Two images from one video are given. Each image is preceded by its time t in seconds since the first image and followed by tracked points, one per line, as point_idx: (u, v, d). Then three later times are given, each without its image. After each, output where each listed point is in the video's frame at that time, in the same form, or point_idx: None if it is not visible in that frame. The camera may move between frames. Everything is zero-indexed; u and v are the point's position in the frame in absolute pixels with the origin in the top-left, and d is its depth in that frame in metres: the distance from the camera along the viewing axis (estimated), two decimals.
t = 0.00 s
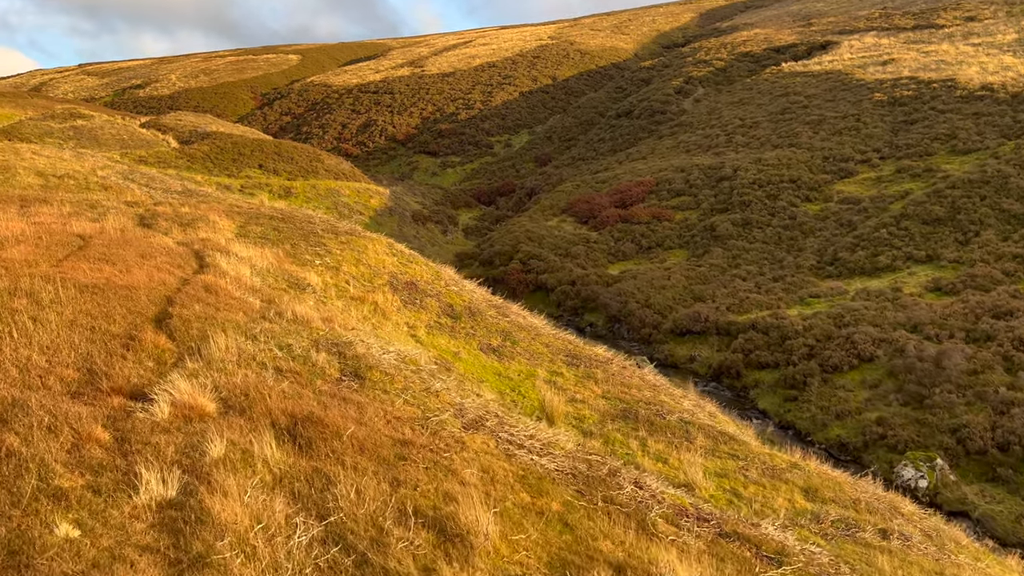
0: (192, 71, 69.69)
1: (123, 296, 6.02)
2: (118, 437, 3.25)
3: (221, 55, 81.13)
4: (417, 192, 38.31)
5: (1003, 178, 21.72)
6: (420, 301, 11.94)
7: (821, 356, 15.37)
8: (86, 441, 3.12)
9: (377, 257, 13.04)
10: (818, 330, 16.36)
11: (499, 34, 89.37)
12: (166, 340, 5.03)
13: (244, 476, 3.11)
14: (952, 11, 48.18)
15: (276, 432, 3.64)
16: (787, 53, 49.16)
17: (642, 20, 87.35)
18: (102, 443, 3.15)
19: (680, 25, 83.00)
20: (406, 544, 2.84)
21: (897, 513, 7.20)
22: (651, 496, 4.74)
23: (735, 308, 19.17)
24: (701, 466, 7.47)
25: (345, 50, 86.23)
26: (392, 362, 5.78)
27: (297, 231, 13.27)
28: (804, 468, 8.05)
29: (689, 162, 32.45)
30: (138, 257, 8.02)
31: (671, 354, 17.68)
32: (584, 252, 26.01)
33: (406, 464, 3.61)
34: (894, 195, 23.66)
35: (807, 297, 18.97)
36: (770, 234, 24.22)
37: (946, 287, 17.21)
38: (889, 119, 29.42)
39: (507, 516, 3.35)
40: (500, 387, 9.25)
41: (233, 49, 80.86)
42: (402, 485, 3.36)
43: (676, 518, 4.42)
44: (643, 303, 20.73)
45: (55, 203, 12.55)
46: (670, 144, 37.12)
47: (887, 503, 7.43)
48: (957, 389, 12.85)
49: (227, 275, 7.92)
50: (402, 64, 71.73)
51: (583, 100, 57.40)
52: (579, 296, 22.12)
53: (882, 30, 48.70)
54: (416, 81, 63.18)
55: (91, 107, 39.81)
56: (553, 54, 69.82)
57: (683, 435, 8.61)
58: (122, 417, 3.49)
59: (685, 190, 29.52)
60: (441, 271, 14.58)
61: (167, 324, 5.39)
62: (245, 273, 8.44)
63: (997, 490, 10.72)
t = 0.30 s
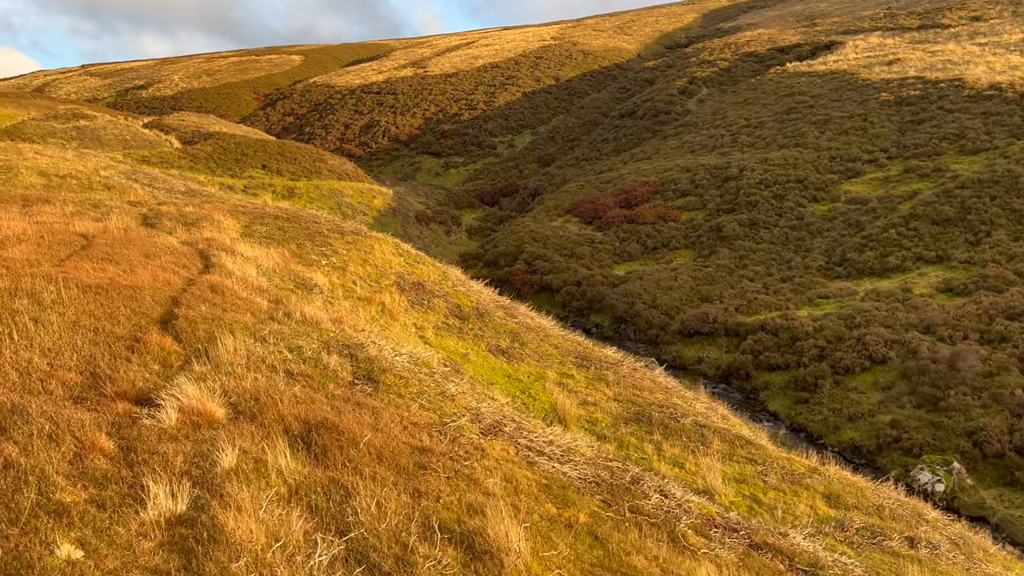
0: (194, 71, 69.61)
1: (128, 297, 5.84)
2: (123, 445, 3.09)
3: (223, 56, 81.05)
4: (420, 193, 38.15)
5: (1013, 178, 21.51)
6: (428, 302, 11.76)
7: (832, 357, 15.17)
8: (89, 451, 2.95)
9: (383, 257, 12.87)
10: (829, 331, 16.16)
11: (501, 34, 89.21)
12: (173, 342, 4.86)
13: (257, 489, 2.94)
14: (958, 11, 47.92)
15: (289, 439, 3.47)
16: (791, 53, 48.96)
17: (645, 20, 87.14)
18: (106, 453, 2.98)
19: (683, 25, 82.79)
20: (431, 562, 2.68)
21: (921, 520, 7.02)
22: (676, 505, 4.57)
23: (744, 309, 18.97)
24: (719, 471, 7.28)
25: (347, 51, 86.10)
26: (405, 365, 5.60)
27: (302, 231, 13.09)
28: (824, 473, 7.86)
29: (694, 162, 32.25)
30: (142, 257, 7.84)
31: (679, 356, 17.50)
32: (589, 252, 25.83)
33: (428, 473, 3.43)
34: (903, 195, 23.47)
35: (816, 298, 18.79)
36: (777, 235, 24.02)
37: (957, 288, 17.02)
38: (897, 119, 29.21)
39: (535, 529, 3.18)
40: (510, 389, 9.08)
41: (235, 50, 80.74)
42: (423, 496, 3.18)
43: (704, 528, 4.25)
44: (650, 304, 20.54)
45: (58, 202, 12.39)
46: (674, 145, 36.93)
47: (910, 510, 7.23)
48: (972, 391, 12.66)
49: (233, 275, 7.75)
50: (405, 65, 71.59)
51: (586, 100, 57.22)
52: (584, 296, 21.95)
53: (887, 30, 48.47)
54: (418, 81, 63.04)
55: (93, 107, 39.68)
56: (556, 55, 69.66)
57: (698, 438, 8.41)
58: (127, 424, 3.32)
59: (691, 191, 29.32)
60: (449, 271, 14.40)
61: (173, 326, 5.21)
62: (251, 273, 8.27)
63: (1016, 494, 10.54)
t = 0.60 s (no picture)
0: (197, 74, 69.62)
1: (135, 305, 5.66)
2: (135, 471, 2.91)
3: (227, 59, 81.07)
4: (424, 196, 37.98)
5: None
6: (437, 308, 11.57)
7: (845, 364, 14.97)
8: (101, 478, 2.78)
9: (391, 262, 12.69)
10: (842, 337, 15.94)
11: (505, 37, 89.13)
12: (183, 354, 4.68)
13: (280, 519, 2.76)
14: (964, 14, 47.72)
15: (309, 460, 3.28)
16: (796, 56, 48.79)
17: (649, 23, 87.05)
18: (118, 480, 2.81)
19: (687, 28, 82.69)
20: None
21: (952, 535, 6.82)
22: (710, 525, 4.38)
23: (754, 314, 18.76)
24: (742, 484, 7.08)
25: (350, 54, 86.04)
26: (423, 376, 5.40)
27: (309, 235, 12.92)
28: (848, 484, 7.65)
29: (701, 165, 32.05)
30: (149, 263, 7.67)
31: (689, 362, 17.31)
32: (596, 256, 25.65)
33: (457, 496, 3.25)
34: (913, 199, 23.27)
35: (827, 303, 18.59)
36: (786, 239, 23.82)
37: (971, 293, 16.82)
38: (905, 122, 29.00)
39: (573, 557, 2.99)
40: (524, 397, 8.88)
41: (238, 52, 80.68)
42: (454, 523, 3.00)
43: (742, 551, 4.06)
44: (658, 308, 20.33)
45: (62, 206, 12.22)
46: (680, 148, 36.73)
47: (938, 524, 7.03)
48: (991, 399, 12.45)
49: (242, 281, 7.57)
50: (408, 68, 71.51)
51: (590, 103, 57.08)
52: (591, 301, 21.76)
53: (893, 33, 48.27)
54: (422, 84, 62.92)
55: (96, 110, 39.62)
56: (559, 58, 69.53)
57: (717, 449, 8.22)
58: (139, 445, 3.15)
59: (698, 194, 29.13)
60: (457, 276, 14.22)
61: (182, 337, 5.02)
62: (260, 279, 8.09)
63: None
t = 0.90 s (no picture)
0: (201, 78, 69.65)
1: (145, 310, 5.50)
2: (152, 489, 2.77)
3: (230, 63, 81.10)
4: (429, 199, 37.83)
5: None
6: (448, 312, 11.41)
7: (859, 369, 14.77)
8: (116, 496, 2.64)
9: (401, 266, 12.54)
10: (854, 342, 15.75)
11: (508, 41, 89.09)
12: (196, 360, 4.51)
13: (307, 539, 2.61)
14: (970, 17, 47.55)
15: (334, 474, 3.13)
16: (801, 59, 48.64)
17: (652, 27, 86.95)
18: (135, 497, 2.67)
19: (690, 32, 82.61)
20: None
21: (982, 547, 6.65)
22: (746, 541, 4.21)
23: (764, 318, 18.56)
24: (766, 492, 6.89)
25: (353, 57, 86.02)
26: (442, 383, 5.24)
27: (317, 238, 12.76)
28: (872, 493, 7.46)
29: (707, 168, 31.88)
30: (157, 266, 7.52)
31: (698, 366, 17.14)
32: (602, 260, 25.48)
33: (490, 514, 3.07)
34: (922, 202, 23.09)
35: (838, 307, 18.40)
36: (794, 242, 23.63)
37: (985, 297, 16.63)
38: (914, 125, 28.83)
39: None
40: (536, 403, 8.70)
41: (242, 57, 80.78)
42: (488, 542, 2.84)
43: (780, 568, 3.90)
44: (667, 312, 20.14)
45: (67, 209, 12.08)
46: (686, 151, 36.56)
47: (967, 535, 6.85)
48: (1009, 404, 12.25)
49: (251, 285, 7.41)
50: (412, 71, 71.48)
51: (594, 107, 56.94)
52: (598, 305, 21.60)
53: (899, 36, 48.09)
54: (426, 88, 62.84)
55: (101, 114, 39.61)
56: (563, 62, 69.43)
57: (737, 457, 8.04)
58: (155, 458, 3.01)
59: (705, 197, 28.96)
60: (466, 280, 14.06)
61: (194, 342, 4.86)
62: (270, 283, 7.94)
63: None
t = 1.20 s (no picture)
0: (204, 82, 69.62)
1: (151, 317, 5.36)
2: (163, 514, 2.64)
3: (233, 67, 81.14)
4: (432, 203, 37.70)
5: None
6: (455, 318, 11.27)
7: (870, 374, 14.60)
8: (124, 523, 2.51)
9: (407, 270, 12.40)
10: (865, 347, 15.57)
11: (511, 44, 89.03)
12: (205, 370, 4.37)
13: (329, 568, 2.47)
14: (975, 19, 47.42)
15: (351, 494, 2.99)
16: (805, 62, 48.51)
17: (655, 30, 86.88)
18: (143, 525, 2.54)
19: (693, 35, 82.51)
20: None
21: (1008, 561, 6.48)
22: (779, 560, 4.05)
23: (773, 322, 18.39)
24: (785, 503, 6.73)
25: (356, 61, 86.00)
26: (457, 393, 5.09)
27: (323, 242, 12.64)
28: (893, 504, 7.30)
29: (712, 172, 31.74)
30: (163, 271, 7.39)
31: (706, 372, 16.98)
32: (607, 263, 25.34)
33: (518, 538, 2.93)
34: (930, 205, 22.92)
35: (848, 312, 18.23)
36: (801, 246, 23.47)
37: (997, 301, 16.45)
38: (921, 128, 28.67)
39: None
40: (547, 410, 8.54)
41: (245, 61, 80.86)
42: (517, 569, 2.69)
43: None
44: (674, 317, 19.98)
45: (71, 213, 11.96)
46: (691, 154, 36.43)
47: (991, 548, 6.68)
48: None
49: (259, 291, 7.27)
50: (415, 75, 71.41)
51: (598, 110, 56.80)
52: (604, 309, 21.46)
53: (904, 39, 47.95)
54: (428, 91, 62.77)
55: (103, 117, 39.53)
56: (566, 65, 69.37)
57: (754, 466, 7.88)
58: (164, 478, 2.87)
59: (711, 201, 28.81)
60: (473, 284, 13.91)
61: (201, 351, 4.72)
62: (277, 288, 7.79)
63: None
